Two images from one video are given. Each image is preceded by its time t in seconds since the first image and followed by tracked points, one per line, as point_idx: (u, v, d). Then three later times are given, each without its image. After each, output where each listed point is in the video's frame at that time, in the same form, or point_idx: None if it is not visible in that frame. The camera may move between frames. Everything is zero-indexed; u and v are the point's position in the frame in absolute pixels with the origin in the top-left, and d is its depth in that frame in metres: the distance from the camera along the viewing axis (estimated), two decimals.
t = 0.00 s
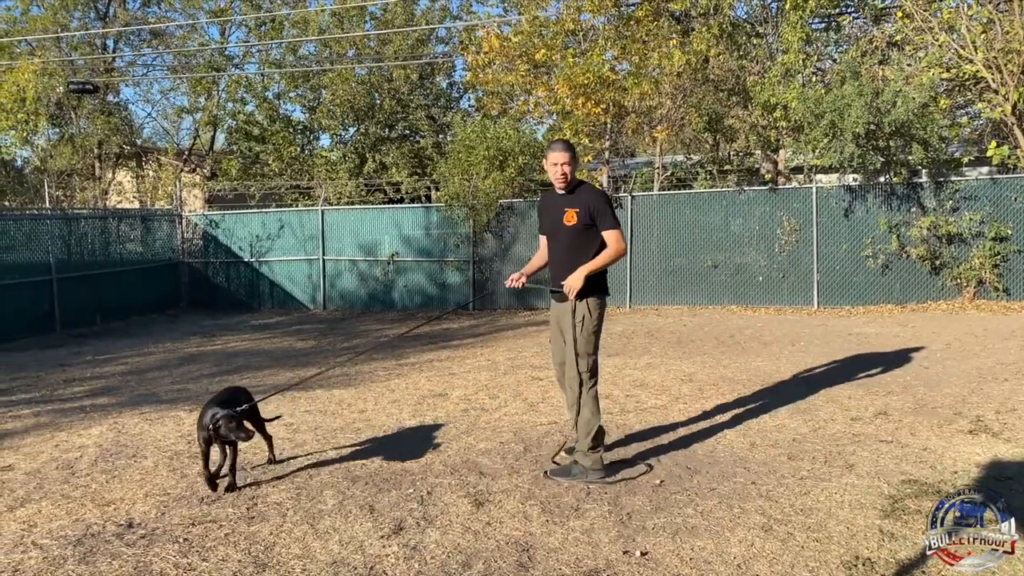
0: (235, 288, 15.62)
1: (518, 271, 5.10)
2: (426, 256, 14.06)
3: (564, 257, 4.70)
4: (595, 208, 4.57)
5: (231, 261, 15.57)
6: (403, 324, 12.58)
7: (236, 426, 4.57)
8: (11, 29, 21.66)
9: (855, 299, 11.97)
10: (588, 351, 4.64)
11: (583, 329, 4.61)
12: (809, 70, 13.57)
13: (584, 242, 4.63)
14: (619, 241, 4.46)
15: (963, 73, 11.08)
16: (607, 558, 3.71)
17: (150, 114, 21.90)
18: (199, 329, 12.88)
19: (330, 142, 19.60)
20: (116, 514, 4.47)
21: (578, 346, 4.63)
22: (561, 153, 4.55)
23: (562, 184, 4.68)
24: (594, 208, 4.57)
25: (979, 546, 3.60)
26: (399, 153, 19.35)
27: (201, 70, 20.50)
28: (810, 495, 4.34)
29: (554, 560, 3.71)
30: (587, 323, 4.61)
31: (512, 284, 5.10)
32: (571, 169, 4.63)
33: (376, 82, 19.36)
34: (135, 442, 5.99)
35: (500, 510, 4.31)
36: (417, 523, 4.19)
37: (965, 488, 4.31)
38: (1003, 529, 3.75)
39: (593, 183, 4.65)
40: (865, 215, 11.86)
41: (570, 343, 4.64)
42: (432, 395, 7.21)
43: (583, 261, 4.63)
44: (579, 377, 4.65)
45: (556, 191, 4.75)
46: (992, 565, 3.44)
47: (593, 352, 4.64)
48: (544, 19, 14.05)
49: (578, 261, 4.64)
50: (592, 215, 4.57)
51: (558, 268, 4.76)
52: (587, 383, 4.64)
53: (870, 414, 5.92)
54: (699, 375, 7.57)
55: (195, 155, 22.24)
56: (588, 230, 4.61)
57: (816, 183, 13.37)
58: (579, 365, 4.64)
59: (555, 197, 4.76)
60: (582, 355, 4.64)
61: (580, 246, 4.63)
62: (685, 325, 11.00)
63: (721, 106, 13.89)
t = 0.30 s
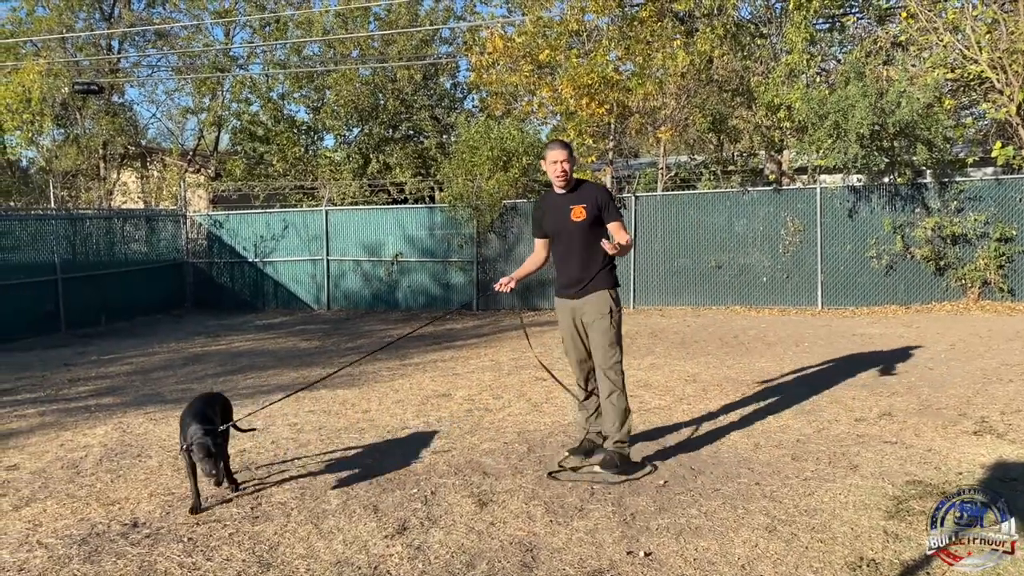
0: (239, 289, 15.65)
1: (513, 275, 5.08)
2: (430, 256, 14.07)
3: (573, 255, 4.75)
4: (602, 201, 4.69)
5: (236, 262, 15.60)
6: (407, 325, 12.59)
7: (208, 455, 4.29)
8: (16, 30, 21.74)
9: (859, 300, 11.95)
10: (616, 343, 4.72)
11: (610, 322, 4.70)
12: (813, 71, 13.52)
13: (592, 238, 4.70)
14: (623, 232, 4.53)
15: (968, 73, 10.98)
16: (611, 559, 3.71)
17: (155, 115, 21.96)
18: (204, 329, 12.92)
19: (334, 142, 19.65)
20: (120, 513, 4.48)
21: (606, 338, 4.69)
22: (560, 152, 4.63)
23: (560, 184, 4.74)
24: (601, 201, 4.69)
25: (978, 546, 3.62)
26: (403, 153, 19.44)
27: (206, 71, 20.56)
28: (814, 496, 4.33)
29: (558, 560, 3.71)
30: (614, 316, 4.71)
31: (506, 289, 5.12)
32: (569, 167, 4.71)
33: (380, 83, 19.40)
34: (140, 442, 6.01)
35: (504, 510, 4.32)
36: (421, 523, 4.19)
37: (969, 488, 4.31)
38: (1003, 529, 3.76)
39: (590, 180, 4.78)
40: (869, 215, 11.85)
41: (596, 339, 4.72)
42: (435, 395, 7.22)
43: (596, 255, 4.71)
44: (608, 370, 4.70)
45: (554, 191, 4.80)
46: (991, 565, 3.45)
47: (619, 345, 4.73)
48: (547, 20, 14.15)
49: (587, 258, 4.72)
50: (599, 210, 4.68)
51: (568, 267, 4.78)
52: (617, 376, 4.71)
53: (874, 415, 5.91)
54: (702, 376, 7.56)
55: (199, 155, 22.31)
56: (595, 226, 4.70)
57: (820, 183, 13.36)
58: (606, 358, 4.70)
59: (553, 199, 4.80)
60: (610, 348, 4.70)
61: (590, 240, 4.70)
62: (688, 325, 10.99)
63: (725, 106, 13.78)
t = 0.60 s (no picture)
0: (244, 289, 15.67)
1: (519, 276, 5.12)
2: (434, 257, 14.09)
3: (585, 252, 4.91)
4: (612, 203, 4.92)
5: (240, 261, 15.62)
6: (411, 325, 12.61)
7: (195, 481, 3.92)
8: (22, 30, 21.78)
9: (863, 300, 11.93)
10: (637, 337, 4.87)
11: (627, 319, 4.84)
12: (818, 71, 13.44)
13: (603, 237, 4.91)
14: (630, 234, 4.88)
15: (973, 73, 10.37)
16: (615, 559, 3.71)
17: (159, 115, 22.01)
18: (208, 329, 12.95)
19: (338, 142, 19.66)
20: (126, 513, 4.50)
21: (627, 334, 4.84)
22: (574, 152, 4.83)
23: (572, 185, 4.93)
24: (613, 202, 4.92)
25: (979, 546, 3.62)
26: (407, 154, 19.48)
27: (211, 71, 20.61)
28: (818, 496, 4.33)
29: (562, 560, 3.72)
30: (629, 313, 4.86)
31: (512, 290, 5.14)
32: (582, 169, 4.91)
33: (385, 83, 19.43)
34: (145, 441, 6.02)
35: (508, 510, 4.32)
36: (425, 522, 4.20)
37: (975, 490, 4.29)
38: (1003, 529, 3.76)
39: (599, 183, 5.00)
40: (874, 215, 11.83)
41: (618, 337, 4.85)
42: (439, 395, 7.22)
43: (607, 254, 4.91)
44: (634, 364, 4.85)
45: (565, 191, 5.00)
46: (991, 566, 3.46)
47: (639, 339, 4.89)
48: (552, 20, 14.13)
49: (599, 256, 4.90)
50: (612, 211, 4.90)
51: (580, 266, 4.94)
52: (645, 368, 4.87)
53: (879, 415, 5.90)
54: (707, 376, 7.55)
55: (204, 155, 22.36)
56: (607, 225, 4.92)
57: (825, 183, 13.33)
58: (631, 353, 4.84)
59: (566, 199, 4.99)
60: (632, 343, 4.84)
61: (603, 239, 4.90)
62: (692, 326, 10.98)
63: (729, 106, 13.77)
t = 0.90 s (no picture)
0: (249, 287, 15.69)
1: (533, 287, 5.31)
2: (439, 255, 14.09)
3: (603, 251, 4.95)
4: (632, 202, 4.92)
5: (245, 260, 15.63)
6: (415, 323, 12.62)
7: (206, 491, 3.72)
8: (28, 29, 21.86)
9: (869, 299, 11.91)
10: (650, 337, 4.94)
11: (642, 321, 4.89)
12: (824, 68, 13.34)
13: (621, 237, 4.93)
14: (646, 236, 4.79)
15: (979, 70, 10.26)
16: (620, 557, 3.71)
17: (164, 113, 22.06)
18: (214, 327, 12.98)
19: (343, 140, 19.67)
20: (132, 510, 4.51)
21: (641, 334, 4.89)
22: (591, 153, 4.84)
23: (591, 184, 4.95)
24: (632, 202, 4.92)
25: (979, 546, 3.62)
26: (411, 152, 19.46)
27: (216, 69, 20.65)
28: (824, 495, 4.32)
29: (567, 559, 3.72)
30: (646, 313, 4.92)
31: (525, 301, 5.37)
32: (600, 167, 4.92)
33: (389, 81, 19.46)
34: (150, 439, 6.04)
35: (513, 508, 4.32)
36: (429, 520, 4.20)
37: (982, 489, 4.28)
38: (1002, 529, 3.76)
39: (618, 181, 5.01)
40: (879, 214, 11.80)
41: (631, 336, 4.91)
42: (444, 393, 7.23)
43: (625, 253, 4.95)
44: (646, 362, 4.95)
45: (586, 189, 5.03)
46: (991, 565, 3.45)
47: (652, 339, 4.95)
48: (556, 18, 14.01)
49: (616, 256, 4.94)
50: (631, 211, 4.90)
51: (597, 264, 4.98)
52: (654, 366, 4.98)
53: (885, 414, 5.89)
54: (712, 375, 7.54)
55: (209, 154, 22.41)
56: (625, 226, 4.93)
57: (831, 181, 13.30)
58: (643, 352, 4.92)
59: (585, 197, 5.02)
60: (644, 343, 4.91)
61: (621, 239, 4.93)
62: (697, 324, 10.96)
63: (735, 104, 13.74)
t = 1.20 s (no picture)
0: (256, 283, 15.73)
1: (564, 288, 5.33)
2: (445, 251, 14.10)
3: (631, 246, 4.99)
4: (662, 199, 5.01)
5: (253, 255, 15.67)
6: (422, 319, 12.63)
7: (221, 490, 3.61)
8: (36, 26, 21.98)
9: (876, 295, 11.87)
10: (664, 335, 5.04)
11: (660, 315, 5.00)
12: (832, 63, 13.27)
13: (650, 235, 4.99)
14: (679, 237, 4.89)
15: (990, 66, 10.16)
16: (627, 553, 3.71)
17: (172, 109, 22.14)
18: (222, 323, 13.02)
19: (350, 136, 19.69)
20: (140, 505, 4.54)
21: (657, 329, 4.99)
22: (620, 150, 4.93)
23: (620, 181, 5.01)
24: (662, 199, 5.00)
25: (979, 547, 3.58)
26: (418, 148, 19.53)
27: (223, 66, 20.70)
28: (831, 491, 4.31)
29: (574, 554, 3.72)
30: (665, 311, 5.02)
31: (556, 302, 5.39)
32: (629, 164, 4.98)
33: (396, 77, 19.50)
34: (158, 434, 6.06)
35: (520, 504, 4.33)
36: (437, 515, 4.21)
37: (990, 485, 4.26)
38: (1002, 529, 3.72)
39: (646, 179, 5.08)
40: (887, 209, 11.75)
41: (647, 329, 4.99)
42: (451, 389, 7.24)
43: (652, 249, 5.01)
44: (658, 358, 5.02)
45: (616, 185, 5.07)
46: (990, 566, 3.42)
47: (666, 336, 5.05)
48: (563, 13, 14.14)
49: (644, 250, 4.99)
50: (661, 210, 4.98)
51: (625, 259, 5.01)
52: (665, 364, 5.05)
53: (892, 410, 5.87)
54: (720, 371, 7.53)
55: (216, 150, 22.50)
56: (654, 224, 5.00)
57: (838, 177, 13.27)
58: (656, 347, 5.00)
59: (614, 193, 5.06)
60: (660, 338, 5.01)
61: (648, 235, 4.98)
62: (704, 320, 10.94)
63: (742, 99, 13.73)
